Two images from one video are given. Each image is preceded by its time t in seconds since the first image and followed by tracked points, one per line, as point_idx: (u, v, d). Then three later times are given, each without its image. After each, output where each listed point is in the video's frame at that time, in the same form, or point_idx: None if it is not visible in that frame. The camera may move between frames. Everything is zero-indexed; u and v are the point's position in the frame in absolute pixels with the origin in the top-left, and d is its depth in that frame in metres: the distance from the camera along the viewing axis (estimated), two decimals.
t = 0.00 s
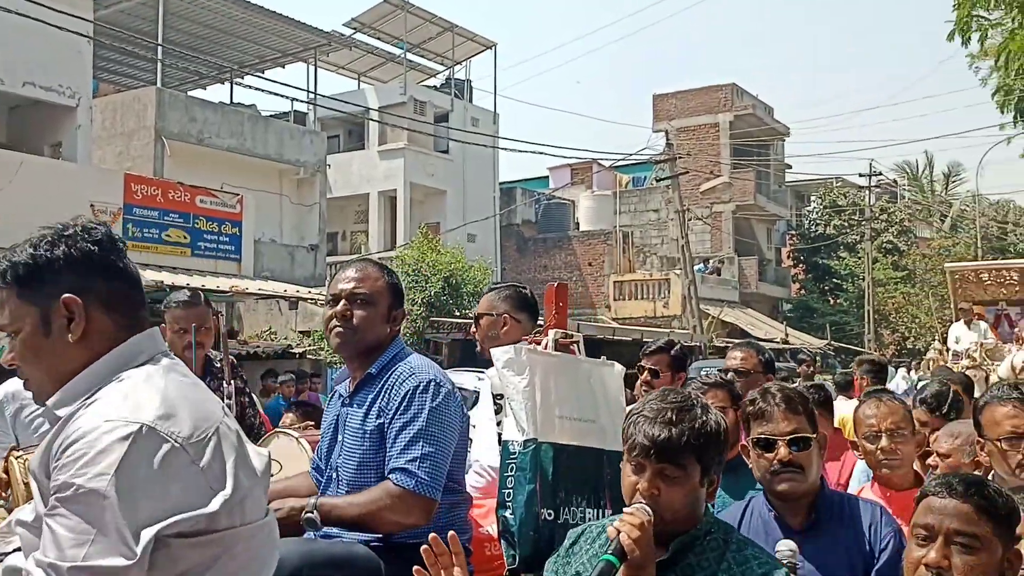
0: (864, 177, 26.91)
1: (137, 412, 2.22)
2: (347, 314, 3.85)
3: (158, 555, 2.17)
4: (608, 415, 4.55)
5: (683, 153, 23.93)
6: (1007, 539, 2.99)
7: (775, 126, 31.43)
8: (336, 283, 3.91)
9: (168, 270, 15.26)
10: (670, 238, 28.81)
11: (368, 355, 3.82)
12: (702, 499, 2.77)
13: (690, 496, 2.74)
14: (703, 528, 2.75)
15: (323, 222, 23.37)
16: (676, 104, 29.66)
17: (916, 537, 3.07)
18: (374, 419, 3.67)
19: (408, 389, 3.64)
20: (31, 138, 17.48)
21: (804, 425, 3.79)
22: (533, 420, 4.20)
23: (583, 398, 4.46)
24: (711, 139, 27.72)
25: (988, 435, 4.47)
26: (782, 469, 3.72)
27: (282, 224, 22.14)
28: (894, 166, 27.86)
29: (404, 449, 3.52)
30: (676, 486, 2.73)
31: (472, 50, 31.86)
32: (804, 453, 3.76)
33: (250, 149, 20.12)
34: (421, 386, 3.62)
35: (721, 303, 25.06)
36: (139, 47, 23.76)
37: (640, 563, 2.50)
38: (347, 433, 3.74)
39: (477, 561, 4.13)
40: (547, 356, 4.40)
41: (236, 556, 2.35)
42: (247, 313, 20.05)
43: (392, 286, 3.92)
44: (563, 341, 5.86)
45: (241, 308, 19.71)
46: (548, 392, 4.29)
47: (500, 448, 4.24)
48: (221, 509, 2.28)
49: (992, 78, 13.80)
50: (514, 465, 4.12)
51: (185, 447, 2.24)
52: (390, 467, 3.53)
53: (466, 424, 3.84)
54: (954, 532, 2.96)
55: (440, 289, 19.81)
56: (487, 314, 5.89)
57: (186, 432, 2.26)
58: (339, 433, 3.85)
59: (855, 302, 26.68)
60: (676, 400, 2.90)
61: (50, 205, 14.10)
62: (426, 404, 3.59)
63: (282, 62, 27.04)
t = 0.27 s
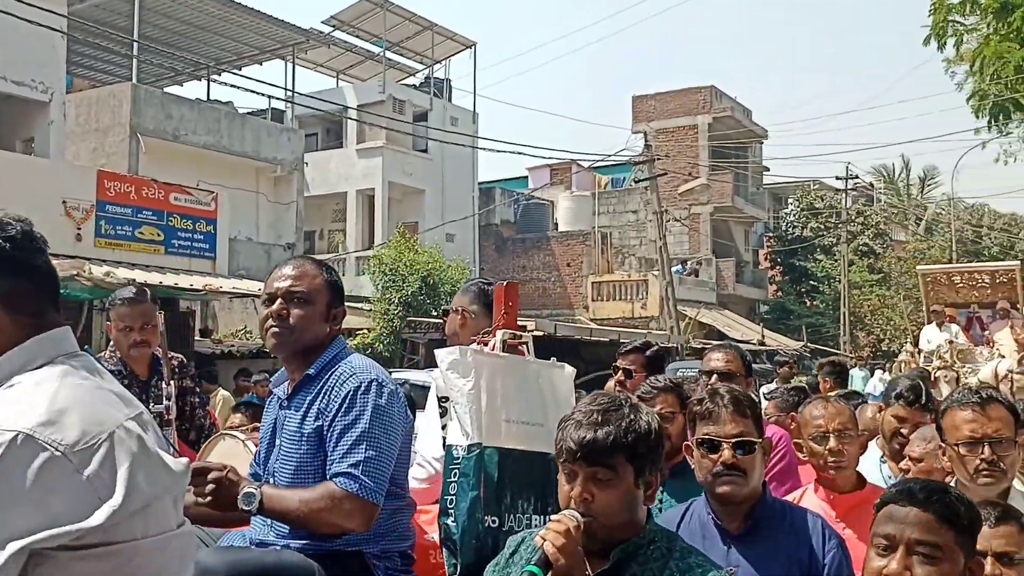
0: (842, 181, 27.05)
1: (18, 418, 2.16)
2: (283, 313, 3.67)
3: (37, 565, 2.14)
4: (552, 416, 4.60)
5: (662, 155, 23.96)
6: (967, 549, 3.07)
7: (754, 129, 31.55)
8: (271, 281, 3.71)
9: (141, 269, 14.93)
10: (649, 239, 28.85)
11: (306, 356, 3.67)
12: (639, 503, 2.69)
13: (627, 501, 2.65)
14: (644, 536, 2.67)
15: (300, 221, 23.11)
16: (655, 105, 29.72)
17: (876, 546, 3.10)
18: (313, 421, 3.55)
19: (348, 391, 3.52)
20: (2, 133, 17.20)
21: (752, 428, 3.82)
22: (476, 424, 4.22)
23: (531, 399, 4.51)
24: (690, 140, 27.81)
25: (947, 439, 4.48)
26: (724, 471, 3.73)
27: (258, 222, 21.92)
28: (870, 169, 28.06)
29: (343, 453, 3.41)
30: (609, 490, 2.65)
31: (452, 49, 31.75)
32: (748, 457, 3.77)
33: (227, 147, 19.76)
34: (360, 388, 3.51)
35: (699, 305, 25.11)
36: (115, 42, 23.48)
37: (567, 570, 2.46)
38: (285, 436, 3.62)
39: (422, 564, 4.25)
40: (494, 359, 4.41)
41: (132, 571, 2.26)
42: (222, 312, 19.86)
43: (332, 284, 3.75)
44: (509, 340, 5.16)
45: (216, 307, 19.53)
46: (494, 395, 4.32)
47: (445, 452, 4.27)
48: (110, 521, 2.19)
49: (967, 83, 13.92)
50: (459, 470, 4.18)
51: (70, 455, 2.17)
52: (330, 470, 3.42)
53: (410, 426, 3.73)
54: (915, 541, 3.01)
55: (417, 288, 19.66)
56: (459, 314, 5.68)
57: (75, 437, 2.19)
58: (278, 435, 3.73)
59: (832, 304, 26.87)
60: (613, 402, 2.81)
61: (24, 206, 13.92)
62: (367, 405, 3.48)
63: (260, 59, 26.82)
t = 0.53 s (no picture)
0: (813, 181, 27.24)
1: None
2: (211, 310, 3.34)
3: None
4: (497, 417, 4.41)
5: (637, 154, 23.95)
6: (905, 558, 2.97)
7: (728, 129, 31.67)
8: (199, 275, 3.37)
9: (111, 266, 14.70)
10: (623, 238, 28.85)
11: (237, 354, 3.37)
12: (567, 500, 2.60)
13: (550, 499, 2.56)
14: (571, 538, 2.57)
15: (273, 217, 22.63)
16: (630, 104, 29.72)
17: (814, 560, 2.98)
18: (244, 424, 3.28)
19: (281, 390, 3.26)
20: None
21: (701, 428, 3.71)
22: (418, 424, 4.06)
23: (472, 400, 4.31)
24: (665, 140, 27.88)
25: (880, 442, 4.32)
26: (670, 473, 3.64)
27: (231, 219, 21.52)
28: (842, 170, 28.29)
29: (280, 455, 3.17)
30: (532, 484, 2.58)
31: (426, 46, 31.50)
32: (696, 458, 3.67)
33: (199, 142, 19.49)
34: (298, 386, 3.25)
35: (673, 304, 25.15)
36: (84, 35, 23.01)
37: (488, 567, 2.37)
38: (214, 440, 3.35)
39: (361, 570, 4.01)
40: (439, 359, 4.23)
41: None
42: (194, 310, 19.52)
43: (264, 279, 3.42)
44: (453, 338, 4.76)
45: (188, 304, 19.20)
46: (436, 395, 4.14)
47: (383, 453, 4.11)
48: (15, 521, 2.01)
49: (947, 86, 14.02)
50: (396, 473, 4.01)
51: None
52: (263, 473, 3.18)
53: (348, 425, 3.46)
54: (854, 551, 2.90)
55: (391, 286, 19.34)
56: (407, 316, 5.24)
57: None
58: (207, 438, 3.43)
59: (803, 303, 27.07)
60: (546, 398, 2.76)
61: None
62: (302, 405, 3.22)
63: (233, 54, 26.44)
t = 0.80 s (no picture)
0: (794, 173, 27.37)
1: None
2: (151, 302, 3.01)
3: None
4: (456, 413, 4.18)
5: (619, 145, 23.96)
6: (827, 541, 2.89)
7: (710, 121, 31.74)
8: (138, 264, 3.05)
9: (89, 256, 14.57)
10: (605, 230, 28.85)
11: (179, 347, 3.05)
12: (499, 488, 2.46)
13: (482, 484, 2.42)
14: (505, 527, 2.45)
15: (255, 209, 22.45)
16: (612, 96, 29.71)
17: (738, 546, 2.87)
18: (188, 417, 2.96)
19: (226, 382, 2.94)
20: None
21: (664, 426, 3.48)
22: (369, 415, 3.84)
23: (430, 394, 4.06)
24: (647, 132, 27.93)
25: (818, 429, 4.00)
26: (631, 470, 3.43)
27: (211, 209, 21.28)
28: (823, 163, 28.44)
29: (225, 452, 2.86)
30: (462, 467, 2.43)
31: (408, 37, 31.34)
32: (657, 456, 3.45)
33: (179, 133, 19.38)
34: (246, 377, 2.94)
35: (656, 295, 25.17)
36: (61, 23, 22.71)
37: (411, 556, 2.21)
38: (155, 436, 3.02)
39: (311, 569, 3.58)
40: (391, 349, 3.99)
41: None
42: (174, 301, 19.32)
43: (208, 266, 3.10)
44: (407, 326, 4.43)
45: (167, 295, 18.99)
46: (389, 386, 3.92)
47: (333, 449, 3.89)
48: None
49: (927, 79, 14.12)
50: (345, 469, 3.75)
51: None
52: (206, 470, 2.87)
53: (301, 420, 3.15)
54: (777, 537, 2.80)
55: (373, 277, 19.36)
56: (370, 303, 5.03)
57: None
58: (149, 435, 3.11)
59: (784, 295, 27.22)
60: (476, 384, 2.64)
61: None
62: (250, 398, 2.91)
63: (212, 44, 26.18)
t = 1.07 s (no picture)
0: (779, 158, 27.42)
1: None
2: (92, 286, 2.85)
3: None
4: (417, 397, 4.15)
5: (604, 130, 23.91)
6: (766, 526, 2.69)
7: (694, 107, 31.73)
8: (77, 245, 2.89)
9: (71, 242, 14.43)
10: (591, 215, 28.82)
11: (121, 331, 2.90)
12: (440, 479, 2.35)
13: (420, 472, 2.32)
14: (445, 517, 2.36)
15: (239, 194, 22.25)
16: (598, 81, 29.63)
17: (676, 532, 2.66)
18: (130, 406, 2.83)
19: (167, 370, 2.80)
20: None
21: (644, 406, 3.44)
22: (321, 403, 3.76)
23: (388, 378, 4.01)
24: (632, 117, 27.91)
25: (777, 416, 3.95)
26: (605, 452, 3.40)
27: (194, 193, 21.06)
28: (807, 148, 28.50)
29: (165, 443, 2.72)
30: (401, 456, 2.33)
31: (392, 21, 31.12)
32: (632, 439, 3.41)
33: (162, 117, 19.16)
34: (186, 363, 2.80)
35: (641, 281, 25.18)
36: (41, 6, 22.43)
37: (346, 548, 2.16)
38: (99, 425, 2.90)
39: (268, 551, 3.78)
40: (346, 332, 3.91)
41: None
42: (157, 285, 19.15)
43: (152, 247, 2.93)
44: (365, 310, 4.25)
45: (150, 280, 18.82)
46: (343, 371, 3.85)
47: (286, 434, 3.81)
48: None
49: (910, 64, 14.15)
50: (297, 457, 3.68)
51: None
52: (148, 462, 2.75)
53: (253, 405, 3.01)
54: (716, 523, 2.60)
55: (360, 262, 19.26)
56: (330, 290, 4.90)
57: None
58: (95, 423, 2.98)
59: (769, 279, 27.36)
60: (417, 367, 2.54)
61: None
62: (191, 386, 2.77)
63: (195, 28, 25.93)
